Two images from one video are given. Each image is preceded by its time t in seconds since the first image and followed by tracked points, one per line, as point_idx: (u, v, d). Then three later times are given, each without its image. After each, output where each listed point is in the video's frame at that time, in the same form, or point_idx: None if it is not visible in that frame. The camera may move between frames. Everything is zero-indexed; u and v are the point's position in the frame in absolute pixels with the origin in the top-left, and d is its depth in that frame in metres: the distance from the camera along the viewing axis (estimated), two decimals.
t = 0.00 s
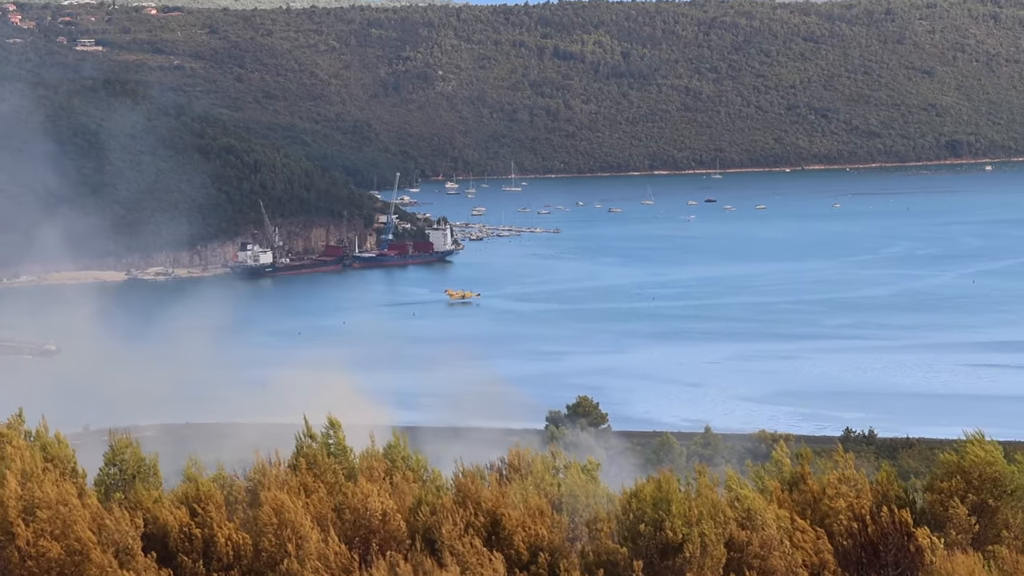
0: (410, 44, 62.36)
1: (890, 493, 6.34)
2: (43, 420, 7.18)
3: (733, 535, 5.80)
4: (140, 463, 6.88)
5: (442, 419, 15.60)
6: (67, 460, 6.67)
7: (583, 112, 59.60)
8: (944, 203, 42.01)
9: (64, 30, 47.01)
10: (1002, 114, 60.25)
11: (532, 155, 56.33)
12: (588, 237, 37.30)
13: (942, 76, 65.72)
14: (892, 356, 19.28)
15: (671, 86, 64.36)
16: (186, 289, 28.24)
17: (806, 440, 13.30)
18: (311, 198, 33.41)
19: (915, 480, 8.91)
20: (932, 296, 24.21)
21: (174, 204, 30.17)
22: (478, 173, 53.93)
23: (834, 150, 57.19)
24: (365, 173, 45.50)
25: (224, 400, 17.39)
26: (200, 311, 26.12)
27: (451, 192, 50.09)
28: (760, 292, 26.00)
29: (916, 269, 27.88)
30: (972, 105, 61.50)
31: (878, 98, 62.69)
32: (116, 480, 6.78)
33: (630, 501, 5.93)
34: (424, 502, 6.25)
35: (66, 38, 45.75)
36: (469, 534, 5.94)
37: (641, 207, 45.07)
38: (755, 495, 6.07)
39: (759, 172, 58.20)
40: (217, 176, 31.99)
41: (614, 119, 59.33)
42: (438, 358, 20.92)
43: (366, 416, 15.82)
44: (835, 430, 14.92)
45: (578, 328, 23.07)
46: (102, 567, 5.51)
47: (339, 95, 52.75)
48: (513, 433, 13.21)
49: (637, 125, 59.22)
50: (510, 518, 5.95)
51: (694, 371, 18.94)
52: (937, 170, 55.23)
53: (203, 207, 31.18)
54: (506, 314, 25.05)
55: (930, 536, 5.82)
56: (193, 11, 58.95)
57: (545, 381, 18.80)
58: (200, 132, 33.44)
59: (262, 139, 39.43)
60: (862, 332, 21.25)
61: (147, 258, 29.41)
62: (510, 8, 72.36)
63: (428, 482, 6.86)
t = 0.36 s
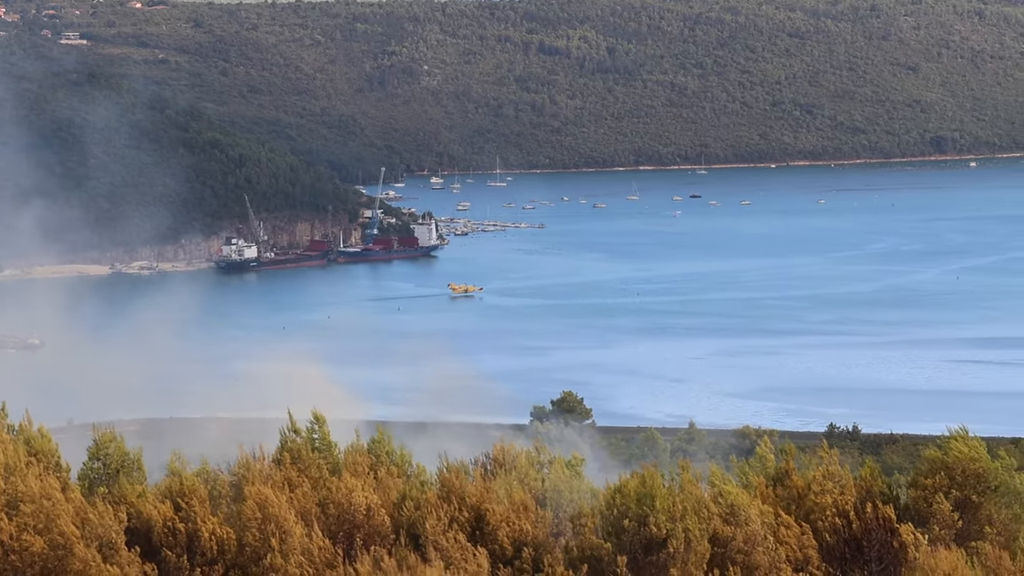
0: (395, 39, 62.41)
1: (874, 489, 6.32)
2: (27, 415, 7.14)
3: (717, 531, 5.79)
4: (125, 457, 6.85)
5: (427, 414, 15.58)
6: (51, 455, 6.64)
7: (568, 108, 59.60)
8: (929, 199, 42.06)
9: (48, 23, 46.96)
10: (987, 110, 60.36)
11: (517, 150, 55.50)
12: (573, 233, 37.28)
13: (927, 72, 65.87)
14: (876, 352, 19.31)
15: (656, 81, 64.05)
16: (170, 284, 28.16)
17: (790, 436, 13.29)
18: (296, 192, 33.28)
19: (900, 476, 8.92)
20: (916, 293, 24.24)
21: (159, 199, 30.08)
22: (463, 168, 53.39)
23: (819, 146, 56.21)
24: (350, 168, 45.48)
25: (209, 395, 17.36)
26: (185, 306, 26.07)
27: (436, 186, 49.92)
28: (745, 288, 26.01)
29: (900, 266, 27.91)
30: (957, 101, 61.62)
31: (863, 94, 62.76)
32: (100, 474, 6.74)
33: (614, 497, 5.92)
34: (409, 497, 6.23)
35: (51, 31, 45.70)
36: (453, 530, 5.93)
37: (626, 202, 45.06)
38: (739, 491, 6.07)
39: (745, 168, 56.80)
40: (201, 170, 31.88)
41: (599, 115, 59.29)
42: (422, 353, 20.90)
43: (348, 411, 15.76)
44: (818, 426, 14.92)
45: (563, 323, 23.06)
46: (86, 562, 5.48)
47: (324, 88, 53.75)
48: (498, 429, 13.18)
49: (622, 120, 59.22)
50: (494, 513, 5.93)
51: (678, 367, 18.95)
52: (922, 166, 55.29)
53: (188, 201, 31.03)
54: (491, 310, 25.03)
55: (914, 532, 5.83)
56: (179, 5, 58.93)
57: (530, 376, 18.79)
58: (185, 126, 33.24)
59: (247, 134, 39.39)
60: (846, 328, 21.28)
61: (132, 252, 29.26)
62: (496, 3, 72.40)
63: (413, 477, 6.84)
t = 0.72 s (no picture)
0: (380, 38, 62.45)
1: (859, 488, 6.32)
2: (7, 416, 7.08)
3: (701, 530, 5.79)
4: (108, 457, 6.81)
5: (411, 413, 15.54)
6: (34, 454, 6.61)
7: (552, 108, 59.58)
8: (913, 200, 42.17)
9: (32, 23, 46.88)
10: (970, 111, 60.60)
11: (500, 150, 55.30)
12: (557, 232, 37.27)
13: (910, 72, 65.99)
14: (860, 352, 19.35)
15: (640, 81, 63.89)
16: (155, 284, 28.08)
17: (775, 436, 13.29)
18: (280, 191, 33.28)
19: (882, 476, 8.90)
20: (900, 293, 24.29)
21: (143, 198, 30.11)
22: (447, 167, 53.40)
23: (802, 146, 56.39)
24: (335, 167, 45.47)
25: (193, 394, 17.30)
26: (168, 304, 25.95)
27: (421, 185, 49.82)
28: (729, 287, 26.03)
29: (885, 266, 27.96)
30: (941, 102, 61.83)
31: (847, 95, 62.94)
32: (84, 473, 6.70)
33: (599, 497, 5.92)
34: (393, 497, 6.20)
35: (35, 30, 45.64)
36: (438, 529, 5.90)
37: (611, 202, 45.08)
38: (722, 490, 6.06)
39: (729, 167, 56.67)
40: (186, 169, 31.87)
41: (584, 114, 59.24)
42: (406, 352, 20.86)
43: (333, 411, 15.72)
44: (803, 426, 14.93)
45: (547, 323, 23.04)
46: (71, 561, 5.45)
47: (309, 87, 54.07)
48: (482, 428, 13.16)
49: (606, 120, 59.20)
50: (478, 513, 5.91)
51: (662, 366, 18.96)
52: (905, 166, 55.46)
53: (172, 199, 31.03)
54: (475, 309, 25.01)
55: (898, 532, 5.83)
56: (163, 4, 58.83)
57: (514, 376, 18.77)
58: (169, 125, 32.98)
59: (232, 133, 39.34)
60: (830, 328, 21.29)
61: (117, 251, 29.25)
62: (481, 3, 72.32)
63: (397, 477, 6.81)
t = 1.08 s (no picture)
0: (366, 44, 62.43)
1: (845, 494, 6.30)
2: None
3: (687, 535, 5.77)
4: (94, 461, 6.78)
5: (396, 418, 15.49)
6: (19, 459, 6.57)
7: (539, 112, 59.52)
8: (898, 206, 42.29)
9: (18, 27, 46.77)
10: (956, 117, 60.83)
11: (488, 154, 55.74)
12: (544, 237, 37.25)
13: (896, 78, 66.11)
14: (845, 358, 19.37)
15: (627, 87, 63.81)
16: (141, 290, 27.98)
17: (761, 441, 13.29)
18: (266, 197, 33.13)
19: (868, 481, 8.91)
20: (885, 299, 24.32)
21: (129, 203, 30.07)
22: (434, 172, 53.70)
23: (788, 151, 56.97)
24: (321, 172, 45.42)
25: (179, 398, 17.25)
26: (154, 309, 25.88)
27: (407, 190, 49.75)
28: (715, 293, 26.04)
29: (870, 271, 28.03)
30: (927, 108, 62.04)
31: (833, 101, 63.14)
32: (69, 477, 6.67)
33: (585, 502, 5.90)
34: (379, 502, 6.18)
35: (20, 34, 45.56)
36: (423, 534, 5.88)
37: (597, 207, 45.10)
38: (709, 496, 6.05)
39: (714, 172, 57.20)
40: (171, 174, 31.80)
41: (570, 119, 59.17)
42: (392, 356, 20.83)
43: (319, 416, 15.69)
44: (789, 432, 14.95)
45: (534, 328, 23.04)
46: (55, 566, 5.42)
47: (295, 92, 53.83)
48: (468, 433, 13.14)
49: (593, 125, 59.13)
50: (464, 517, 5.89)
51: (648, 372, 18.97)
52: (891, 171, 55.63)
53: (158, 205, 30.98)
54: (462, 314, 24.99)
55: (883, 537, 5.83)
56: (149, 8, 58.75)
57: (500, 381, 18.76)
58: (156, 129, 33.05)
59: (217, 138, 39.26)
60: (816, 334, 21.33)
61: (103, 256, 29.21)
62: (467, 8, 72.04)
63: (383, 482, 6.79)
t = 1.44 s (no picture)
0: (354, 48, 62.32)
1: (831, 498, 6.29)
2: None
3: (673, 540, 5.75)
4: (81, 465, 6.73)
5: (382, 421, 15.45)
6: (6, 462, 6.52)
7: (526, 116, 59.46)
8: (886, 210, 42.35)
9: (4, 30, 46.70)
10: (943, 122, 60.97)
11: (476, 158, 55.65)
12: (532, 241, 37.25)
13: (883, 82, 66.26)
14: (832, 362, 19.39)
15: (614, 90, 63.73)
16: (129, 293, 27.91)
17: (748, 446, 13.28)
18: (253, 201, 33.07)
19: (854, 485, 8.90)
20: (872, 303, 24.35)
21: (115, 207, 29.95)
22: (422, 176, 53.70)
23: (776, 155, 56.59)
24: (308, 175, 45.36)
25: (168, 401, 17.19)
26: (143, 312, 25.81)
27: (394, 194, 49.68)
28: (703, 297, 26.06)
29: (857, 275, 28.07)
30: (914, 112, 62.19)
31: (821, 105, 63.22)
32: (56, 482, 6.62)
33: (571, 506, 5.89)
34: (365, 506, 6.15)
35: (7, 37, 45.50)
36: (410, 538, 5.85)
37: (585, 211, 45.12)
38: (695, 501, 6.04)
39: (702, 177, 56.58)
40: (159, 178, 31.67)
41: (558, 123, 59.06)
42: (380, 360, 20.81)
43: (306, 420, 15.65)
44: (776, 435, 14.94)
45: (521, 332, 23.02)
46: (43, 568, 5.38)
47: (282, 96, 53.84)
48: (455, 437, 13.12)
49: (581, 129, 58.99)
50: (451, 521, 5.87)
51: (635, 376, 18.97)
52: (878, 176, 55.74)
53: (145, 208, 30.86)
54: (449, 318, 24.96)
55: (870, 541, 5.81)
56: (137, 12, 58.72)
57: (487, 385, 18.72)
58: (143, 133, 32.99)
59: (205, 141, 39.19)
60: (804, 338, 21.34)
61: (89, 260, 29.10)
62: (456, 13, 71.88)
63: (370, 486, 6.76)
